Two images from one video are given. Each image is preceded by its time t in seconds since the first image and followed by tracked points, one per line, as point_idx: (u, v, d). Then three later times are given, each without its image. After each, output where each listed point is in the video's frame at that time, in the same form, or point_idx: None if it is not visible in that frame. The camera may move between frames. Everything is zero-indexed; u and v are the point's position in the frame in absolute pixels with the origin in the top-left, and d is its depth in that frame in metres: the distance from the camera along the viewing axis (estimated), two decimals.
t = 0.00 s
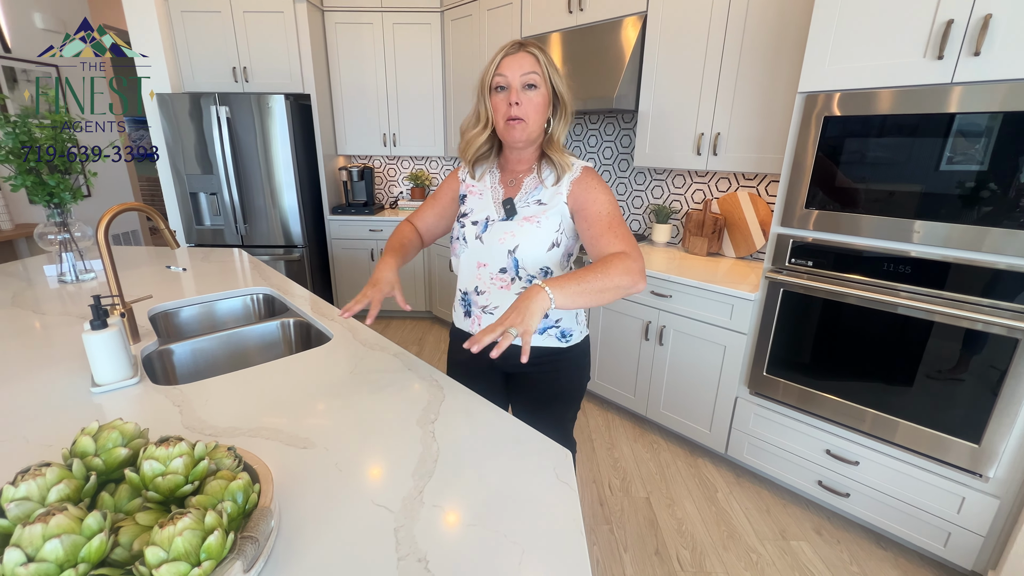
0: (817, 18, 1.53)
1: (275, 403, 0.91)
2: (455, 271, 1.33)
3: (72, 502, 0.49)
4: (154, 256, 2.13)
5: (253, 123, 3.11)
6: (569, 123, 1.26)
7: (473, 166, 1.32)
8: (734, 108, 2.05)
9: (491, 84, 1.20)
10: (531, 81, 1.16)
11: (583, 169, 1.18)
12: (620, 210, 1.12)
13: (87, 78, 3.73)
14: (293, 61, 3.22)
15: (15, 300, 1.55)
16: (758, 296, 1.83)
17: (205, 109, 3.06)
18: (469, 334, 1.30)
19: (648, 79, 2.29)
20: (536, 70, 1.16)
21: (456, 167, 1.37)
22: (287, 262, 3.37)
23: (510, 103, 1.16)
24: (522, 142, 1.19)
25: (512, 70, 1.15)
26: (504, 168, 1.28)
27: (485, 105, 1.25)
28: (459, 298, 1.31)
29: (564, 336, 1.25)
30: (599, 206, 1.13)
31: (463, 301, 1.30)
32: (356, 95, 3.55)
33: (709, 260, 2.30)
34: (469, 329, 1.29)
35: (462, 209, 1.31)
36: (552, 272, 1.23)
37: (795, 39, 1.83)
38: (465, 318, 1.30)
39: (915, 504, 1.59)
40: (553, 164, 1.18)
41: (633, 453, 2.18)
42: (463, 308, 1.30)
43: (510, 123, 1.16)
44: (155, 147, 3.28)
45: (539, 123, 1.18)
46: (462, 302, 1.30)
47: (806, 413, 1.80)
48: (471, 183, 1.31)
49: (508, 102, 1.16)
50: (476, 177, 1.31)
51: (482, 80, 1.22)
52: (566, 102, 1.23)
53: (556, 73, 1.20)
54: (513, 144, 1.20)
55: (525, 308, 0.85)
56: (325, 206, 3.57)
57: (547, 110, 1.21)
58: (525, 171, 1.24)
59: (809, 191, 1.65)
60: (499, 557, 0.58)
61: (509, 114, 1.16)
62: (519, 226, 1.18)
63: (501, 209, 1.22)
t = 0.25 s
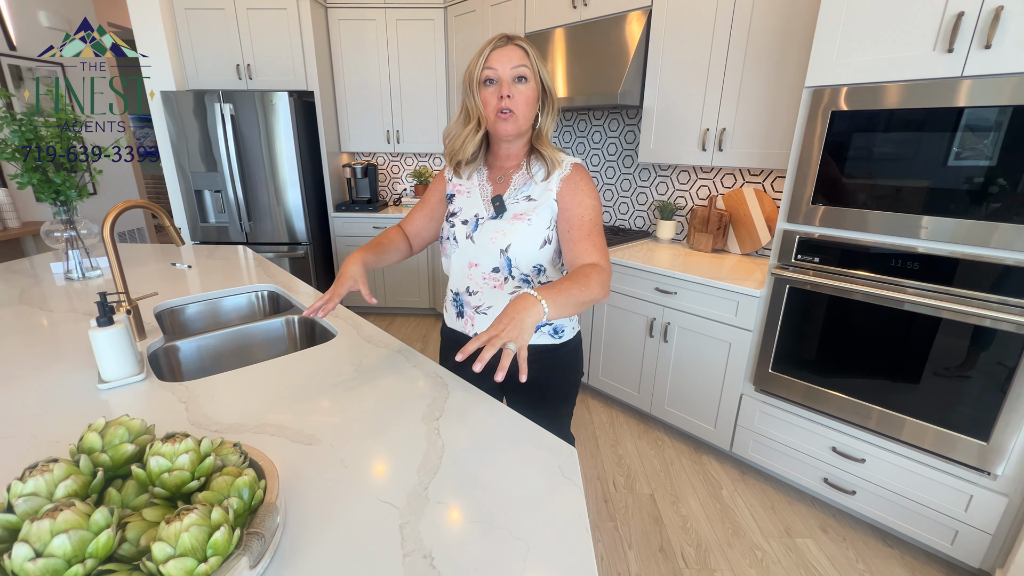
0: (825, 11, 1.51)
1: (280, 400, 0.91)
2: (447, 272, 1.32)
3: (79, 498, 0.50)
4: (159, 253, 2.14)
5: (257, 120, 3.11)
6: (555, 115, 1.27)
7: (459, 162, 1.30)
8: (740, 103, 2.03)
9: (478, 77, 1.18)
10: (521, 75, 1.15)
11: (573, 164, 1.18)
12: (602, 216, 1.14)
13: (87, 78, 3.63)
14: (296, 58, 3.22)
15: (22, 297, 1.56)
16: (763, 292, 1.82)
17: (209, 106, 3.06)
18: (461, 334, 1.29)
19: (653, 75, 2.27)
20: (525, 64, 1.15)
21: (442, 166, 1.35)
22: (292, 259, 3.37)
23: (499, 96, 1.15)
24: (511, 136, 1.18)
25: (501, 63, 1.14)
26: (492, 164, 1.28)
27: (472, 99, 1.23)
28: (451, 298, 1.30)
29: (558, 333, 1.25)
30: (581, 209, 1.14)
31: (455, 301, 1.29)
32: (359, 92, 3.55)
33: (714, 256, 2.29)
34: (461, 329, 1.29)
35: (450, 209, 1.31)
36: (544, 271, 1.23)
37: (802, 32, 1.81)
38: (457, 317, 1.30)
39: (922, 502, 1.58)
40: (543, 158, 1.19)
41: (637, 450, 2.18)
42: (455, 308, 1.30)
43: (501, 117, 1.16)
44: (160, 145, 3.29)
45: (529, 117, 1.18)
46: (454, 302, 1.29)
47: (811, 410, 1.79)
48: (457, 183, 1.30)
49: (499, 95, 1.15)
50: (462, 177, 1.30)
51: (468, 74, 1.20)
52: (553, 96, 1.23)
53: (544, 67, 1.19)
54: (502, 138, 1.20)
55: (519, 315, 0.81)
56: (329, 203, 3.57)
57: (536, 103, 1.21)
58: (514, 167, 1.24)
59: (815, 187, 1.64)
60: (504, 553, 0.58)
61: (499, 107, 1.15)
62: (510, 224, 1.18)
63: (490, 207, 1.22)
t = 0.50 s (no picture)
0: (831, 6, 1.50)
1: (285, 398, 0.91)
2: (442, 274, 1.29)
3: (86, 496, 0.50)
4: (164, 252, 2.15)
5: (259, 118, 3.11)
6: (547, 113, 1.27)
7: (450, 160, 1.28)
8: (744, 99, 2.02)
9: (472, 75, 1.16)
10: (516, 74, 1.14)
11: (567, 160, 1.20)
12: (592, 220, 1.17)
13: (88, 78, 3.62)
14: (298, 56, 3.21)
15: (28, 296, 1.57)
16: (768, 289, 1.81)
17: (212, 104, 3.06)
18: (458, 335, 1.27)
19: (657, 70, 2.26)
20: (520, 63, 1.14)
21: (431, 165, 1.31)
22: (295, 257, 3.38)
23: (495, 96, 1.14)
24: (507, 135, 1.18)
25: (496, 62, 1.12)
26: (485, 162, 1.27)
27: (463, 97, 1.21)
28: (446, 298, 1.28)
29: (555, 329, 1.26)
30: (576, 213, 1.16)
31: (450, 302, 1.27)
32: (362, 90, 3.54)
33: (718, 253, 2.28)
34: (458, 329, 1.27)
35: (441, 210, 1.28)
36: (543, 268, 1.23)
37: (807, 26, 1.79)
38: (453, 319, 1.27)
39: (927, 499, 1.58)
40: (537, 155, 1.19)
41: (641, 447, 2.18)
42: (451, 309, 1.28)
43: (496, 117, 1.15)
44: (163, 143, 3.30)
45: (524, 116, 1.17)
46: (449, 303, 1.27)
47: (817, 407, 1.79)
48: (448, 183, 1.28)
49: (494, 95, 1.14)
50: (452, 177, 1.28)
51: (460, 72, 1.18)
52: (545, 94, 1.24)
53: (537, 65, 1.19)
54: (497, 137, 1.19)
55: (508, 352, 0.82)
56: (332, 201, 3.58)
57: (530, 101, 1.21)
58: (507, 165, 1.24)
59: (819, 183, 1.63)
60: (510, 551, 0.58)
61: (495, 107, 1.14)
62: (507, 221, 1.17)
63: (485, 205, 1.21)
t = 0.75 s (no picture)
0: None
1: (288, 395, 0.91)
2: (439, 276, 1.28)
3: (90, 494, 0.50)
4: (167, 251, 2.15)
5: (261, 116, 3.11)
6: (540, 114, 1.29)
7: (443, 149, 1.24)
8: (747, 93, 2.01)
9: (477, 61, 1.15)
10: (521, 67, 1.16)
11: (559, 156, 1.20)
12: (589, 215, 1.19)
13: (88, 78, 3.67)
14: (299, 53, 3.21)
15: (33, 295, 1.57)
16: (771, 285, 1.81)
17: (214, 103, 3.07)
18: (459, 335, 1.26)
19: (659, 65, 2.25)
20: (525, 57, 1.17)
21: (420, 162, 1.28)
22: (298, 255, 3.38)
23: (500, 82, 1.14)
24: (506, 124, 1.17)
25: (504, 51, 1.14)
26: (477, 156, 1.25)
27: (463, 85, 1.20)
28: (444, 300, 1.27)
29: (553, 323, 1.27)
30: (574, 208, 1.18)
31: (449, 303, 1.26)
32: (363, 87, 3.53)
33: (721, 249, 2.27)
34: (458, 330, 1.26)
35: (432, 212, 1.26)
36: (541, 265, 1.23)
37: (812, 20, 1.77)
38: (452, 320, 1.27)
39: (932, 495, 1.57)
40: (529, 151, 1.19)
41: (644, 444, 2.18)
42: (449, 310, 1.27)
43: (501, 102, 1.14)
44: (165, 142, 3.30)
45: (525, 108, 1.18)
46: (448, 305, 1.26)
47: (821, 404, 1.78)
48: (437, 182, 1.25)
49: (501, 81, 1.14)
50: (442, 175, 1.26)
51: (464, 59, 1.18)
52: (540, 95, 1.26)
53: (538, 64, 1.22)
54: (496, 126, 1.18)
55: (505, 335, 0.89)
56: (334, 199, 3.58)
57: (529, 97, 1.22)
58: (498, 161, 1.22)
59: (823, 178, 1.61)
60: (514, 548, 0.58)
61: (499, 93, 1.14)
62: (502, 220, 1.17)
63: (479, 205, 1.19)
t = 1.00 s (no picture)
0: None
1: (287, 394, 0.91)
2: (439, 273, 1.26)
3: (85, 494, 0.50)
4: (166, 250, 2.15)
5: (260, 115, 3.11)
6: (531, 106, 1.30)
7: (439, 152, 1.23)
8: (746, 90, 2.00)
9: (466, 61, 1.15)
10: (510, 61, 1.16)
11: (554, 150, 1.23)
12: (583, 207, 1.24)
13: (88, 78, 3.65)
14: (297, 51, 3.20)
15: (32, 295, 1.57)
16: (771, 282, 1.80)
17: (212, 102, 3.06)
18: (459, 333, 1.25)
19: (658, 62, 2.24)
20: (512, 51, 1.17)
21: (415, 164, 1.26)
22: (297, 254, 3.38)
23: (492, 80, 1.14)
24: (501, 121, 1.18)
25: (492, 48, 1.14)
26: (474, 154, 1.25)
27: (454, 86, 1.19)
28: (445, 297, 1.25)
29: (551, 320, 1.28)
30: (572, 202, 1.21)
31: (449, 300, 1.25)
32: (361, 85, 3.53)
33: (720, 246, 2.26)
34: (458, 327, 1.25)
35: (429, 210, 1.26)
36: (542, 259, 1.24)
37: (811, 15, 1.76)
38: (453, 317, 1.25)
39: (932, 491, 1.57)
40: (527, 143, 1.21)
41: (644, 441, 2.18)
42: (449, 307, 1.26)
43: (495, 100, 1.15)
44: (164, 141, 3.30)
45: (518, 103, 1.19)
46: (448, 302, 1.25)
47: (821, 401, 1.78)
48: (433, 181, 1.24)
49: (492, 78, 1.14)
50: (437, 173, 1.25)
51: (452, 57, 1.16)
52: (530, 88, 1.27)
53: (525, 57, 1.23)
54: (491, 123, 1.19)
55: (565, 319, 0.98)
56: (333, 197, 3.57)
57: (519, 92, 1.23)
58: (495, 158, 1.23)
59: (823, 174, 1.61)
60: (509, 547, 0.58)
61: (492, 90, 1.14)
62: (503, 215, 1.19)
63: (478, 201, 1.20)
